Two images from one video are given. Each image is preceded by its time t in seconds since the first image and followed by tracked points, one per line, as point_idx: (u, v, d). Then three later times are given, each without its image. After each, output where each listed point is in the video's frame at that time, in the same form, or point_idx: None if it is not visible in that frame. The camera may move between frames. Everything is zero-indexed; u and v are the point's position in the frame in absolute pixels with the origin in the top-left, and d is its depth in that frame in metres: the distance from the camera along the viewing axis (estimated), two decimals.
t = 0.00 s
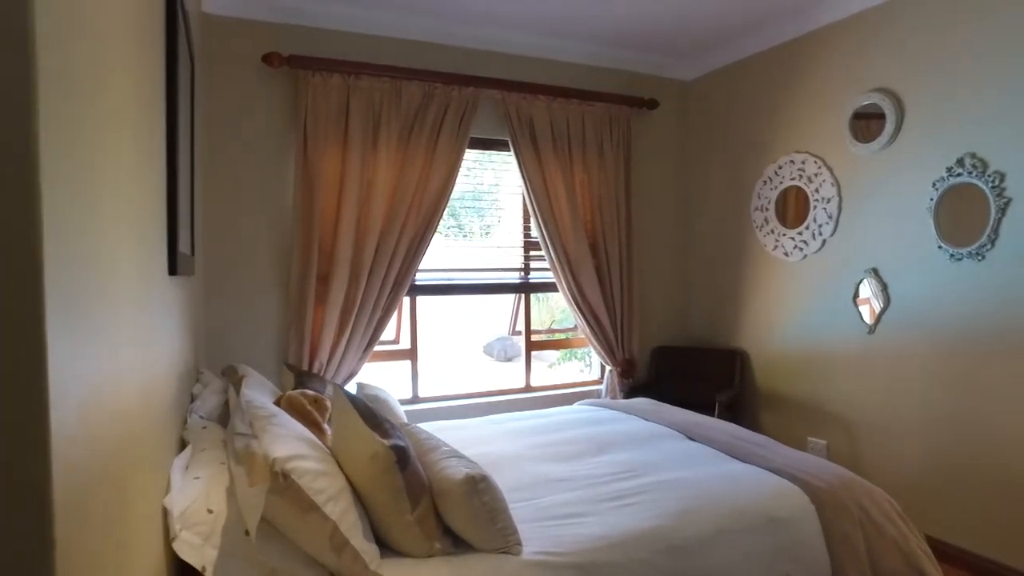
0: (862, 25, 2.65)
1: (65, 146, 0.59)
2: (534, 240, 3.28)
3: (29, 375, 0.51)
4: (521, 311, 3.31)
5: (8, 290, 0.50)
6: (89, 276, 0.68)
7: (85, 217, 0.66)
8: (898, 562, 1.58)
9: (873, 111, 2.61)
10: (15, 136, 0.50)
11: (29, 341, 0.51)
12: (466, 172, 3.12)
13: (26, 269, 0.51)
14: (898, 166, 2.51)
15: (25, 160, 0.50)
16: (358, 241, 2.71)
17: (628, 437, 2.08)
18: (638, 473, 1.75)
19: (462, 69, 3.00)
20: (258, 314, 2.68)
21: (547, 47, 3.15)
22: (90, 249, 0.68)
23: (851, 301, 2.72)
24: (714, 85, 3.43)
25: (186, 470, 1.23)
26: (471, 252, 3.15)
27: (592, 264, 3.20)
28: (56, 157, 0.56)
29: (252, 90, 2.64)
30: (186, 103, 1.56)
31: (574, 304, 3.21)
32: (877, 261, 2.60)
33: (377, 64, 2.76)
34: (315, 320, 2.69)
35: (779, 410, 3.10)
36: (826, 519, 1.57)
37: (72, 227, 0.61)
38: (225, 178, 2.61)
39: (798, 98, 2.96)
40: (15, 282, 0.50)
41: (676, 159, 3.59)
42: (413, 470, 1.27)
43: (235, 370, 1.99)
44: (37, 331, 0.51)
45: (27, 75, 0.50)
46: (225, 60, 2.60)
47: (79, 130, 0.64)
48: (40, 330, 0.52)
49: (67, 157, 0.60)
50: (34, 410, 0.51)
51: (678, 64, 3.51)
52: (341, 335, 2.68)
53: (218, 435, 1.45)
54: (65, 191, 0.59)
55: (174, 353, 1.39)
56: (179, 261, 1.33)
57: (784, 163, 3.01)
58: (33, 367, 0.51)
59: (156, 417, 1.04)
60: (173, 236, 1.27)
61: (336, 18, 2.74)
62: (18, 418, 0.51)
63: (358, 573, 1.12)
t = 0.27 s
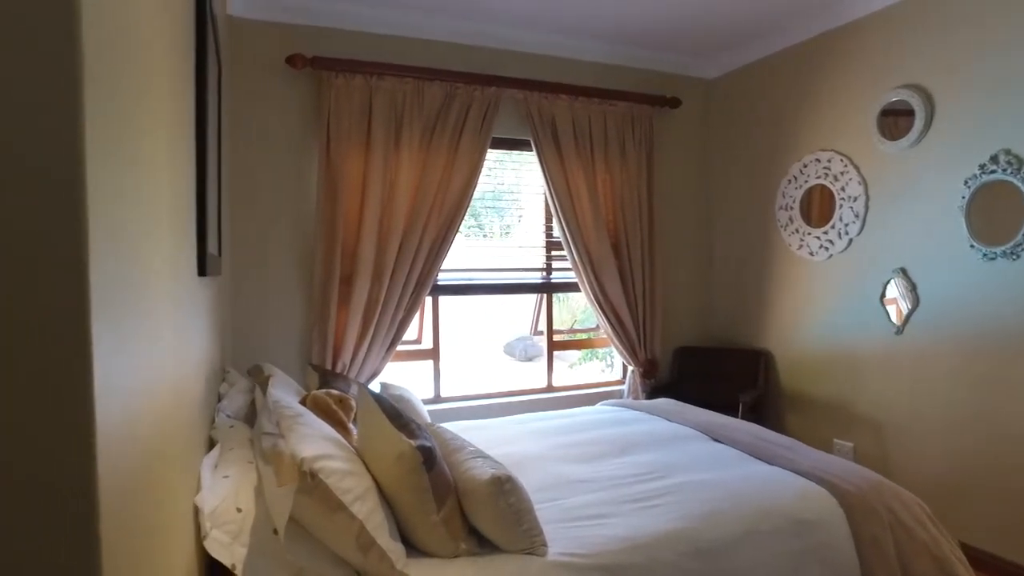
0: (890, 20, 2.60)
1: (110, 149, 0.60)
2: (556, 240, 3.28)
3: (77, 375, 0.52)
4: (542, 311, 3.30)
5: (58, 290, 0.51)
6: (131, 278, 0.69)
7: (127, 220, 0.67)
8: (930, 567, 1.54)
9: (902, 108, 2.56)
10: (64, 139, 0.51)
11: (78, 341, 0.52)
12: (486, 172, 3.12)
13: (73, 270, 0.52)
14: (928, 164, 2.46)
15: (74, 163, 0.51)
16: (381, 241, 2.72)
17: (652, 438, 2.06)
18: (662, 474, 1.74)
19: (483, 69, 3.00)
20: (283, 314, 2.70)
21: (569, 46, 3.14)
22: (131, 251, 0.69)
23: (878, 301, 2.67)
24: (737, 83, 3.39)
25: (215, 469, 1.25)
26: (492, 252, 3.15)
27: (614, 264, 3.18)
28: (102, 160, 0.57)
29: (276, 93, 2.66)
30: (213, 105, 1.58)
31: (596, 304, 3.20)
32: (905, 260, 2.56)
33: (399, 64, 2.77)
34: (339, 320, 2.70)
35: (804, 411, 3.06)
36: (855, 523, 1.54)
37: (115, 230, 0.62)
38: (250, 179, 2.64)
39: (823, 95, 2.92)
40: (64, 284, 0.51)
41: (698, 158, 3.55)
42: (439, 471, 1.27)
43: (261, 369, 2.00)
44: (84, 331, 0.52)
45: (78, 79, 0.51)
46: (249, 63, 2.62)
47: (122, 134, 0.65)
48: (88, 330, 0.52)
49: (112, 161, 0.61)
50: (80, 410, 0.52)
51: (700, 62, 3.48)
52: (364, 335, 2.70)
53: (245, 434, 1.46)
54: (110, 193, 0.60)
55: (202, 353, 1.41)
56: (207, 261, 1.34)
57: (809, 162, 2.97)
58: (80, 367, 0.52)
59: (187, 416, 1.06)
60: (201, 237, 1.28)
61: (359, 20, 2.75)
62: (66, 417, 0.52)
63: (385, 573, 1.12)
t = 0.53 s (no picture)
0: (914, 17, 2.56)
1: (144, 152, 0.61)
2: (575, 240, 3.27)
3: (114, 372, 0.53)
4: (561, 311, 3.30)
5: (97, 290, 0.52)
6: (161, 282, 0.70)
7: (157, 222, 0.68)
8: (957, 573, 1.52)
9: (927, 105, 2.52)
10: (100, 139, 0.52)
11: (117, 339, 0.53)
12: (503, 172, 3.12)
13: (109, 271, 0.52)
14: (954, 162, 2.42)
15: (111, 164, 0.52)
16: (400, 241, 2.74)
17: (672, 439, 2.05)
18: (684, 476, 1.73)
19: (502, 70, 3.00)
20: (303, 314, 2.72)
21: (587, 46, 3.13)
22: (161, 253, 0.70)
23: (902, 301, 2.63)
24: (757, 81, 3.36)
25: (239, 468, 1.27)
26: (510, 252, 3.15)
27: (633, 264, 3.17)
28: (135, 161, 0.58)
29: (295, 95, 2.68)
30: (235, 107, 1.59)
31: (614, 304, 3.19)
32: (930, 260, 2.52)
33: (418, 65, 2.77)
34: (358, 321, 2.72)
35: (825, 413, 3.03)
36: (880, 527, 1.52)
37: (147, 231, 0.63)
38: (270, 181, 2.66)
39: (844, 93, 2.88)
40: (101, 283, 0.52)
41: (717, 156, 3.52)
42: (461, 471, 1.27)
43: (282, 369, 2.02)
44: (120, 331, 0.53)
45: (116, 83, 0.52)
46: (268, 65, 2.64)
47: (153, 138, 0.66)
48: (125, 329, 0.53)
49: (144, 167, 0.62)
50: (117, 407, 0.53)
51: (719, 61, 3.45)
52: (383, 335, 2.71)
53: (267, 433, 1.48)
54: (143, 195, 0.61)
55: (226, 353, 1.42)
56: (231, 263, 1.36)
57: (830, 160, 2.94)
58: (115, 365, 0.53)
59: (213, 415, 1.07)
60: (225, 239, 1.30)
61: (377, 21, 2.76)
62: (104, 412, 0.53)
63: (407, 572, 1.13)
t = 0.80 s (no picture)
0: (940, 12, 2.52)
1: (180, 148, 0.63)
2: (594, 239, 3.26)
3: (152, 356, 0.56)
4: (580, 311, 3.29)
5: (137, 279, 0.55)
6: (194, 282, 0.72)
7: (189, 225, 0.70)
8: None
9: (953, 101, 2.48)
10: (140, 136, 0.55)
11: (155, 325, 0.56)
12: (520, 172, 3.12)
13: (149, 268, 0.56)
14: (981, 160, 2.38)
15: (151, 168, 0.55)
16: (420, 241, 2.74)
17: (693, 440, 2.04)
18: (706, 476, 1.71)
19: (520, 69, 3.00)
20: (323, 314, 2.74)
21: (605, 45, 3.12)
22: (195, 248, 0.73)
23: (927, 301, 2.59)
24: (777, 79, 3.33)
25: (263, 466, 1.28)
26: (528, 251, 3.15)
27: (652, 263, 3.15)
28: (173, 165, 0.61)
29: (315, 96, 2.70)
30: (258, 108, 1.61)
31: (634, 304, 3.17)
32: (956, 259, 2.48)
33: (437, 65, 2.78)
34: (378, 320, 2.73)
35: (848, 414, 2.99)
36: (908, 531, 1.50)
37: (182, 225, 0.66)
38: (291, 182, 2.68)
39: (867, 90, 2.84)
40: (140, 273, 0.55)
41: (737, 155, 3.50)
42: (483, 470, 1.27)
43: (303, 368, 2.04)
44: (158, 325, 0.56)
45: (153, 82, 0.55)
46: (289, 67, 2.66)
47: (185, 143, 0.68)
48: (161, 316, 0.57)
49: (180, 172, 0.64)
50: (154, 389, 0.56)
51: (739, 59, 3.42)
52: (403, 335, 2.72)
53: (290, 432, 1.49)
54: (180, 190, 0.64)
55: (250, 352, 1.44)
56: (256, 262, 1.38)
57: (852, 158, 2.90)
58: (153, 359, 0.56)
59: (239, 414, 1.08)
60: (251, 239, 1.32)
61: (397, 22, 2.77)
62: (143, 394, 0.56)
63: (429, 572, 1.13)
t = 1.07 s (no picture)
0: (969, 7, 2.48)
1: (221, 166, 0.72)
2: (614, 239, 3.25)
3: (196, 349, 0.65)
4: (600, 310, 3.28)
5: (183, 282, 0.64)
6: (229, 286, 0.77)
7: (222, 230, 0.73)
8: None
9: (983, 97, 2.43)
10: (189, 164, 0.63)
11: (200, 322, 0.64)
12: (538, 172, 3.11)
13: (192, 277, 0.64)
14: (1012, 157, 2.33)
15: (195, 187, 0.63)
16: (441, 241, 2.75)
17: (717, 440, 2.02)
18: (731, 477, 1.70)
19: (540, 69, 2.99)
20: (345, 313, 2.76)
21: (626, 43, 3.10)
22: (231, 250, 0.77)
23: (955, 300, 2.55)
24: (800, 76, 3.29)
25: (290, 465, 1.29)
26: (547, 251, 3.14)
27: (674, 262, 3.13)
28: (214, 183, 0.70)
29: (337, 97, 2.71)
30: (283, 109, 1.62)
31: (655, 303, 3.16)
32: (986, 258, 2.44)
33: (458, 65, 2.78)
34: (400, 320, 2.74)
35: (873, 415, 2.95)
36: (938, 534, 1.47)
37: (219, 234, 0.72)
38: (313, 182, 2.70)
39: (893, 87, 2.80)
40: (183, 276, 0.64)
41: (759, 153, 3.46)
42: (509, 470, 1.27)
43: (327, 367, 2.05)
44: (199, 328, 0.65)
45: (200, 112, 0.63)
46: (311, 68, 2.68)
47: (220, 153, 0.72)
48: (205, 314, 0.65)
49: (218, 188, 0.72)
50: (198, 378, 0.65)
51: (761, 56, 3.39)
52: (424, 334, 2.73)
53: (315, 431, 1.50)
54: (219, 205, 0.71)
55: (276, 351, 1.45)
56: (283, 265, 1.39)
57: (878, 156, 2.86)
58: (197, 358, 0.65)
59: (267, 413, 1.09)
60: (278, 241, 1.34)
61: (417, 23, 2.78)
62: (187, 382, 0.65)
63: (455, 570, 1.13)
